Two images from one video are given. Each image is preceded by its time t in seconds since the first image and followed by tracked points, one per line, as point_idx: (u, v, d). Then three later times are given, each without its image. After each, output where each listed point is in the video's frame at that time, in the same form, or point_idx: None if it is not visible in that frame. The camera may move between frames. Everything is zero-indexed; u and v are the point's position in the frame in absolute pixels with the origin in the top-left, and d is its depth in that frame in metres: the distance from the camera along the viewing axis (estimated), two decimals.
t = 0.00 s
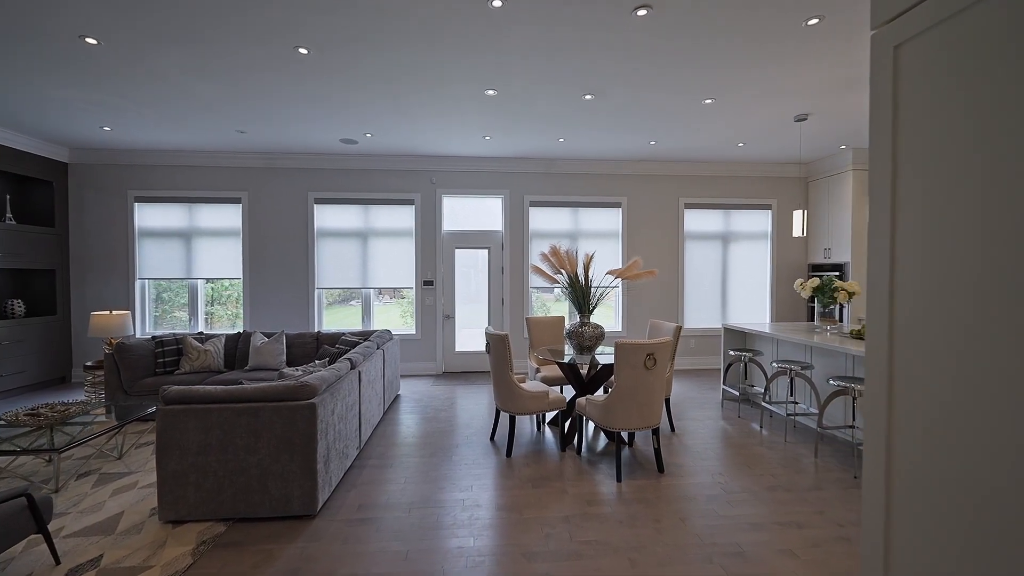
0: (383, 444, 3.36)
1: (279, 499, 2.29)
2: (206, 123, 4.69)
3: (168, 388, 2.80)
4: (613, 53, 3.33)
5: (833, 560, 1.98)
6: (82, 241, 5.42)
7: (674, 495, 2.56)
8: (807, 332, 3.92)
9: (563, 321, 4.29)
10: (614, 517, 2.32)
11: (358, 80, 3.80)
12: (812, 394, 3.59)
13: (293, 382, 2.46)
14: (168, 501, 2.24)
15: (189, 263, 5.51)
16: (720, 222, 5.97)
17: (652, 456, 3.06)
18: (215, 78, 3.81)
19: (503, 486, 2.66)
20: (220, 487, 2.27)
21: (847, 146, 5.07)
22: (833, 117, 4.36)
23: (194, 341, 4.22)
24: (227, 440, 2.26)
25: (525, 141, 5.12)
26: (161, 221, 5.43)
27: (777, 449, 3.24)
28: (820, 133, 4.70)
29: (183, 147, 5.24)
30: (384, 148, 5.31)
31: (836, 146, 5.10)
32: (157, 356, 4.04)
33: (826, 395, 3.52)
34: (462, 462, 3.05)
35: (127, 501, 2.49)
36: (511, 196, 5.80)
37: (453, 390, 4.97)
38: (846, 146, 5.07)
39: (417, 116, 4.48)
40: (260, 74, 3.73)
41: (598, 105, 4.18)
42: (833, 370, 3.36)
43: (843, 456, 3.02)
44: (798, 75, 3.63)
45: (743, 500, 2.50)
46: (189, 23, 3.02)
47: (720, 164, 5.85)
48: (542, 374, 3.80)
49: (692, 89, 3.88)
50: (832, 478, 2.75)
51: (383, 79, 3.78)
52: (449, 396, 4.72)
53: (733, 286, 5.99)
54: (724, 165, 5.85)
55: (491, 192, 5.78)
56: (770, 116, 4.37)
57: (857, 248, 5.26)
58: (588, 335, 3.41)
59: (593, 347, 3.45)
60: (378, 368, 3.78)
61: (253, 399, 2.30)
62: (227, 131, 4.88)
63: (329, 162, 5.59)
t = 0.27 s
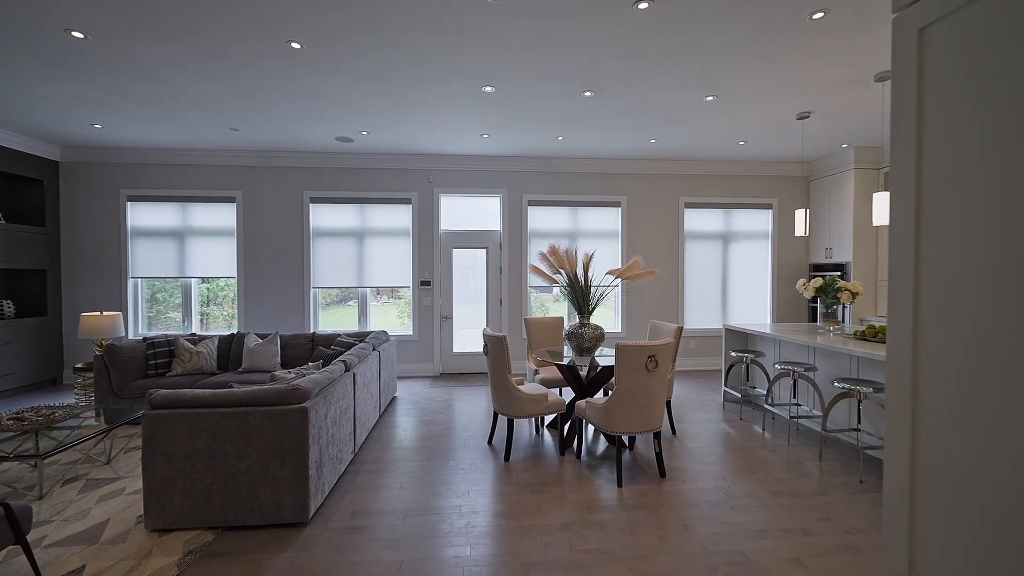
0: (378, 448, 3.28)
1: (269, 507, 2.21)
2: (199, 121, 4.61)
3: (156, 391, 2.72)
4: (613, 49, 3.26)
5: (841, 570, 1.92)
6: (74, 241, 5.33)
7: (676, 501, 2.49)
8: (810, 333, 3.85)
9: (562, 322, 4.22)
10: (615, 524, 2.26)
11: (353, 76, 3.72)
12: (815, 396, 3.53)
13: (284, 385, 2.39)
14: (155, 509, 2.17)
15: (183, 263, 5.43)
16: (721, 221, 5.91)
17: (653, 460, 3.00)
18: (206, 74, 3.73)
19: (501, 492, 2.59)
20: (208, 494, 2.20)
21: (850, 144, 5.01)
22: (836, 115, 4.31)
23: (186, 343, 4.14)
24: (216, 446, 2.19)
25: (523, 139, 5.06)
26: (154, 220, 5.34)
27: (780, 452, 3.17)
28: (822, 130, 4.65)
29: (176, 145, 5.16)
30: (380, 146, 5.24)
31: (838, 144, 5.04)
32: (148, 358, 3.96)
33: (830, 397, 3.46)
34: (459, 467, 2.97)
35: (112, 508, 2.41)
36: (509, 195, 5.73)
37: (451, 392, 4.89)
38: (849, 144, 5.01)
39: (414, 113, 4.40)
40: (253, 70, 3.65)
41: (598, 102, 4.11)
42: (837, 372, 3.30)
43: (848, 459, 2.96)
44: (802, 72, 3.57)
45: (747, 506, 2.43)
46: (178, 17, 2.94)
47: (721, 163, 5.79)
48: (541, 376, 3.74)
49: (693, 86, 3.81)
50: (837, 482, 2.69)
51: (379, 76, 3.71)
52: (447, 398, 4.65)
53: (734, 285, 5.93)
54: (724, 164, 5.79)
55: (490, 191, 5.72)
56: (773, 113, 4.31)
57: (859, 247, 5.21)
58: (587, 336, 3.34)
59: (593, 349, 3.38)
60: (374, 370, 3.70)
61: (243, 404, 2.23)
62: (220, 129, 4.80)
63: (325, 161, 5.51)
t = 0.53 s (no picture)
0: (373, 452, 3.21)
1: (259, 515, 2.14)
2: (192, 118, 4.52)
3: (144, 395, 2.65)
4: (614, 44, 3.18)
5: None
6: (64, 240, 5.25)
7: (678, 507, 2.43)
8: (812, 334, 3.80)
9: (561, 323, 4.15)
10: (617, 532, 2.19)
11: (347, 72, 3.64)
12: (819, 398, 3.47)
13: (275, 389, 2.31)
14: (140, 517, 2.09)
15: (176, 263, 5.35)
16: (722, 221, 5.85)
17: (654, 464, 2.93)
18: (197, 70, 3.64)
19: (498, 498, 2.52)
20: (195, 502, 2.12)
21: (852, 142, 4.96)
22: (839, 112, 4.25)
23: (178, 344, 4.06)
24: (204, 452, 2.12)
25: (522, 137, 4.99)
26: (147, 220, 5.26)
27: (784, 456, 3.11)
28: (825, 128, 4.58)
29: (169, 143, 5.08)
30: (377, 144, 5.16)
31: (840, 143, 4.99)
32: (139, 360, 3.88)
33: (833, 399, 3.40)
34: (457, 471, 2.90)
35: (95, 516, 2.33)
36: (508, 194, 5.66)
37: (448, 394, 4.83)
38: (850, 142, 4.97)
39: (411, 110, 4.33)
40: (245, 66, 3.57)
41: (597, 99, 4.04)
42: (842, 374, 3.24)
43: (853, 463, 2.90)
44: (805, 68, 3.50)
45: (751, 513, 2.37)
46: (166, 10, 2.86)
47: (721, 162, 5.73)
48: (540, 378, 3.67)
49: (694, 82, 3.74)
50: (843, 487, 2.62)
51: (375, 72, 3.63)
52: (444, 400, 4.58)
53: (734, 286, 5.87)
54: (725, 163, 5.74)
55: (488, 190, 5.65)
56: (775, 111, 4.25)
57: (861, 247, 5.16)
58: (587, 337, 3.27)
59: (593, 350, 3.32)
60: (370, 372, 3.63)
61: (232, 408, 2.16)
62: (214, 127, 4.72)
63: (320, 159, 5.44)
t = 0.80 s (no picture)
0: (368, 457, 3.13)
1: (248, 523, 2.06)
2: (184, 115, 4.43)
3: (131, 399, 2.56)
4: (615, 38, 3.10)
5: None
6: (55, 239, 5.15)
7: (683, 514, 2.35)
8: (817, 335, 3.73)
9: (561, 323, 4.08)
10: (620, 541, 2.11)
11: (342, 67, 3.55)
12: (824, 401, 3.40)
13: (265, 393, 2.23)
14: (124, 527, 2.01)
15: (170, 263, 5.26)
16: (723, 220, 5.79)
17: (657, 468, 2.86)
18: (187, 65, 3.55)
19: (497, 505, 2.45)
20: (182, 511, 2.04)
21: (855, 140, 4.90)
22: (843, 109, 4.19)
23: (169, 345, 3.97)
24: (190, 459, 2.04)
25: (521, 135, 4.91)
26: (140, 219, 5.18)
27: (789, 460, 3.04)
28: (828, 126, 4.52)
29: (161, 140, 4.99)
30: (374, 141, 5.08)
31: (843, 141, 4.93)
32: (130, 362, 3.80)
33: (839, 401, 3.33)
34: (454, 476, 2.82)
35: (79, 525, 2.24)
36: (507, 193, 5.59)
37: (446, 396, 4.75)
38: (854, 140, 4.90)
39: (408, 107, 4.25)
40: (235, 61, 3.47)
41: (598, 95, 3.96)
42: (848, 376, 3.17)
43: (861, 467, 2.83)
44: (811, 64, 3.43)
45: (758, 520, 2.30)
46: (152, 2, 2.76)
47: (723, 161, 5.67)
48: (540, 380, 3.59)
49: (697, 79, 3.67)
50: (852, 493, 2.55)
51: (371, 67, 3.54)
52: (442, 402, 4.50)
53: (736, 286, 5.81)
54: (726, 162, 5.67)
55: (487, 189, 5.57)
56: (778, 108, 4.18)
57: (864, 246, 5.10)
58: (588, 338, 3.20)
59: (594, 352, 3.24)
60: (365, 374, 3.55)
61: (219, 413, 2.08)
62: (207, 124, 4.63)
63: (317, 157, 5.35)
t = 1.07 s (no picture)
0: (364, 461, 3.05)
1: (238, 533, 1.98)
2: (176, 111, 4.34)
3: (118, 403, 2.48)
4: (618, 33, 3.02)
5: None
6: (46, 238, 5.06)
7: (689, 522, 2.27)
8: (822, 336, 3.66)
9: (561, 324, 4.01)
10: (625, 552, 2.03)
11: (337, 62, 3.46)
12: (831, 403, 3.33)
13: (256, 397, 2.15)
14: (108, 537, 1.93)
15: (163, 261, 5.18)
16: (725, 219, 5.72)
17: (661, 473, 2.78)
18: (178, 60, 3.46)
19: (497, 512, 2.37)
20: (168, 520, 1.96)
21: (860, 138, 4.83)
22: (848, 107, 4.12)
23: (161, 347, 3.89)
24: (177, 466, 1.96)
25: (520, 132, 4.83)
26: (132, 218, 5.09)
27: (796, 464, 2.96)
28: (833, 123, 4.45)
29: (154, 137, 4.90)
30: (371, 139, 4.99)
31: (847, 139, 4.87)
32: (120, 363, 3.71)
33: (846, 404, 3.26)
34: (453, 482, 2.74)
35: (62, 535, 2.16)
36: (506, 191, 5.51)
37: (445, 398, 4.67)
38: (858, 139, 4.84)
39: (405, 103, 4.16)
40: (228, 56, 3.38)
41: (599, 92, 3.88)
42: (855, 377, 3.10)
43: (870, 472, 2.76)
44: (817, 60, 3.35)
45: (766, 527, 2.22)
46: None
47: (725, 159, 5.60)
48: (540, 382, 3.52)
49: (700, 75, 3.59)
50: (862, 499, 2.47)
51: (366, 62, 3.45)
52: (440, 404, 4.42)
53: (738, 286, 5.74)
54: (729, 160, 5.60)
55: (486, 187, 5.49)
56: (782, 105, 4.11)
57: (868, 246, 5.03)
58: (590, 340, 3.12)
59: (596, 354, 3.16)
60: (362, 376, 3.46)
61: (207, 419, 2.00)
62: (200, 121, 4.54)
63: (313, 155, 5.27)
